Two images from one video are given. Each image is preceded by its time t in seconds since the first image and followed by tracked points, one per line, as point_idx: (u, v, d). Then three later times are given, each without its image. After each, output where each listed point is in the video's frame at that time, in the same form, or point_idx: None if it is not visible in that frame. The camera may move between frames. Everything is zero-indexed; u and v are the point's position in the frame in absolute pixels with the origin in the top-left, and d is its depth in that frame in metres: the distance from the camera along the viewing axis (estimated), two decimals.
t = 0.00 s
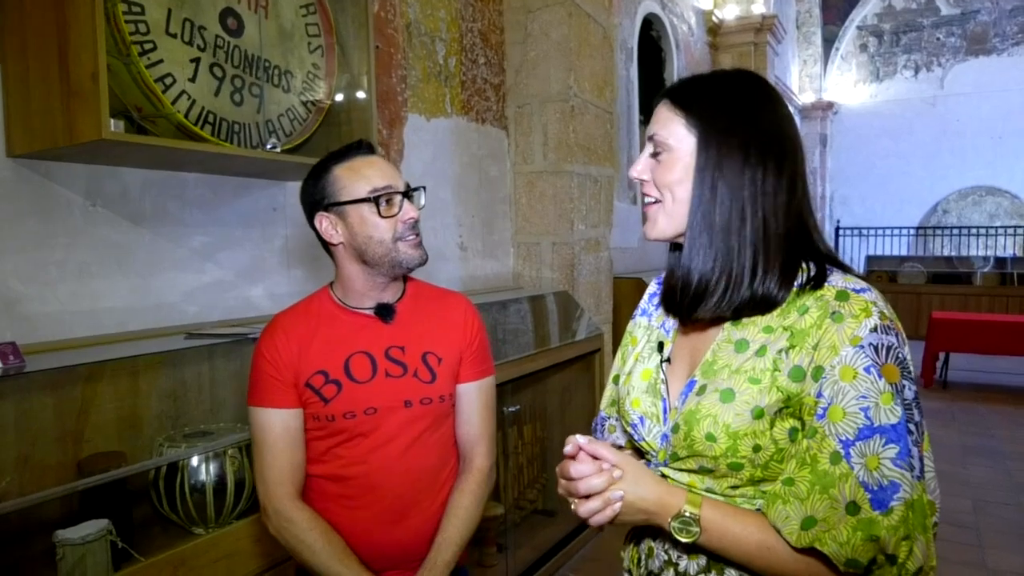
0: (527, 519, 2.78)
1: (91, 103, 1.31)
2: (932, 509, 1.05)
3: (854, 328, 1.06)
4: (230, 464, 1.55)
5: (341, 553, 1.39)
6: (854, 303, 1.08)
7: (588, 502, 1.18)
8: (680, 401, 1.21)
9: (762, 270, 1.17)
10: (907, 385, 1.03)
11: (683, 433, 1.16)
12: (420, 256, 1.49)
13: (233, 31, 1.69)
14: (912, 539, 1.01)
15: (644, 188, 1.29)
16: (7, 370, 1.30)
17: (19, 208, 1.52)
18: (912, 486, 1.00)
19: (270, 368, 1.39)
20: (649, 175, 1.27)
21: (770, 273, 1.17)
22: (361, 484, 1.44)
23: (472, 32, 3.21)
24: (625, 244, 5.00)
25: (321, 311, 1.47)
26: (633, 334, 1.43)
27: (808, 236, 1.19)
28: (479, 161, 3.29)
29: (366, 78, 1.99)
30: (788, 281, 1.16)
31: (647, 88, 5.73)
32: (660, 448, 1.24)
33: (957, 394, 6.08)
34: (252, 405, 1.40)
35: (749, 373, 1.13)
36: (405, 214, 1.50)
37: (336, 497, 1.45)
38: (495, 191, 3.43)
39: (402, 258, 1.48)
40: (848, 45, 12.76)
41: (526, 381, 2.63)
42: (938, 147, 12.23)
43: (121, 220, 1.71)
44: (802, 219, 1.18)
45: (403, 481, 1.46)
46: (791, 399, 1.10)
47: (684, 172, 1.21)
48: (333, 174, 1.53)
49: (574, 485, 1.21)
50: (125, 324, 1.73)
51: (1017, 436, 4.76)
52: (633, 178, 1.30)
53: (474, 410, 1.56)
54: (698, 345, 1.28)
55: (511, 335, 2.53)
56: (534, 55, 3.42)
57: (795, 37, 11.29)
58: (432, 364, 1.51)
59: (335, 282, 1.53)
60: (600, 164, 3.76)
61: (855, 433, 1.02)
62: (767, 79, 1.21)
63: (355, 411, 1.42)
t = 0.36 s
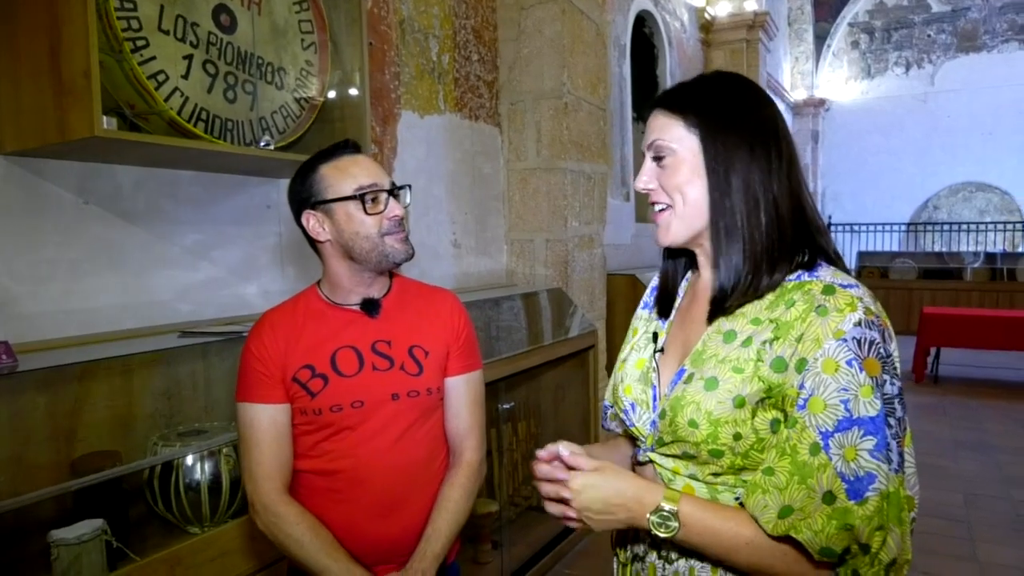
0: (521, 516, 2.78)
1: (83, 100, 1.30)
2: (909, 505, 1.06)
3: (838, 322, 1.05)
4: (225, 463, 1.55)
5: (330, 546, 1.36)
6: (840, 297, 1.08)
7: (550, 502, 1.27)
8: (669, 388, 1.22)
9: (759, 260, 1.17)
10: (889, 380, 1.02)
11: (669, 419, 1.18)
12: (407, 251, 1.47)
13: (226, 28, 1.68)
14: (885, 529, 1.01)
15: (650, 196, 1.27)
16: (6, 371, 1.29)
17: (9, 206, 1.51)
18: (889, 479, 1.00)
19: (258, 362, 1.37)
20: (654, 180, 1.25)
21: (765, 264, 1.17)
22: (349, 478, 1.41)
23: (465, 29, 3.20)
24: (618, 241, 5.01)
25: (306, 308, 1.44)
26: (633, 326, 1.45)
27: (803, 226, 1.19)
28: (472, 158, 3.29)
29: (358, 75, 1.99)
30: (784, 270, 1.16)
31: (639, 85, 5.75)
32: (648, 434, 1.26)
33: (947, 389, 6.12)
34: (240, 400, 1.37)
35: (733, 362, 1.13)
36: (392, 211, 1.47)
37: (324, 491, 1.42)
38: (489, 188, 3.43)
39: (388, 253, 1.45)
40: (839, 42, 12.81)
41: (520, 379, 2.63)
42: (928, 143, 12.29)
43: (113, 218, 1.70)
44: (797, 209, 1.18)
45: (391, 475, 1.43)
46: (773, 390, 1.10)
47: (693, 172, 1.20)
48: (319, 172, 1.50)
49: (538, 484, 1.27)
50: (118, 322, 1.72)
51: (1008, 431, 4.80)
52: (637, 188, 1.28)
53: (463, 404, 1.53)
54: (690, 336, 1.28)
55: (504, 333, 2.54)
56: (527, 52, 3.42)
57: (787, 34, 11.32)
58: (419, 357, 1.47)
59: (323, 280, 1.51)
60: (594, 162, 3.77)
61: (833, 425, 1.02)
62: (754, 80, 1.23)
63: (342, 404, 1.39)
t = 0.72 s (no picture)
0: (507, 512, 2.79)
1: (71, 95, 1.29)
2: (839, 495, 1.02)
3: (797, 312, 1.05)
4: (214, 462, 1.54)
5: (328, 543, 1.36)
6: (802, 290, 1.08)
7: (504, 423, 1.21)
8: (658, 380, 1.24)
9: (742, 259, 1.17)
10: (838, 366, 1.01)
11: (652, 411, 1.21)
12: (402, 248, 1.48)
13: (214, 23, 1.68)
14: (803, 501, 1.00)
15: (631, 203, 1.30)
16: None
17: None
18: (819, 457, 1.00)
19: (255, 358, 1.36)
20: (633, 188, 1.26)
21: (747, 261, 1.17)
22: (346, 473, 1.41)
23: (450, 26, 3.21)
24: (601, 239, 5.05)
25: (302, 306, 1.43)
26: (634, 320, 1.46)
27: (785, 219, 1.18)
28: (457, 156, 3.30)
29: (344, 71, 1.98)
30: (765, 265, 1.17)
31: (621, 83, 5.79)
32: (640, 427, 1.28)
33: (922, 384, 6.24)
34: (238, 397, 1.36)
35: (707, 355, 1.15)
36: (389, 210, 1.47)
37: (321, 486, 1.42)
38: (473, 186, 3.44)
39: (384, 252, 1.45)
40: (817, 42, 12.99)
41: (506, 375, 2.65)
42: (904, 143, 12.50)
43: (99, 215, 1.69)
44: (778, 204, 1.17)
45: (388, 470, 1.43)
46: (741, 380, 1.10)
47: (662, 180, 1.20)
48: (316, 170, 1.50)
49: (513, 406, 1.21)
50: (104, 320, 1.71)
51: (981, 424, 4.91)
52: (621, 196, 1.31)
53: (458, 400, 1.52)
54: (679, 331, 1.28)
55: (487, 329, 2.56)
56: (512, 50, 3.44)
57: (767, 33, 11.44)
58: (415, 353, 1.47)
59: (318, 277, 1.51)
60: (578, 160, 3.79)
61: (781, 402, 1.03)
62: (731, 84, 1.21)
63: (339, 400, 1.39)
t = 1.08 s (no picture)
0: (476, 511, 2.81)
1: (43, 89, 1.25)
2: (786, 482, 1.01)
3: (758, 310, 1.05)
4: (188, 463, 1.51)
5: (322, 542, 1.35)
6: (765, 289, 1.07)
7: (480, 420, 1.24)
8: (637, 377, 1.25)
9: (715, 263, 1.16)
10: (792, 361, 1.01)
11: (631, 407, 1.19)
12: (396, 250, 1.46)
13: (187, 17, 1.65)
14: (745, 483, 0.99)
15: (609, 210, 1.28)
16: None
17: None
18: (764, 442, 1.00)
19: (247, 358, 1.35)
20: (612, 195, 1.25)
21: (718, 266, 1.16)
22: (339, 471, 1.41)
23: (418, 25, 3.21)
24: (563, 240, 5.11)
25: (292, 305, 1.42)
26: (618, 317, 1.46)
27: (756, 221, 1.16)
28: (424, 156, 3.30)
29: (316, 69, 1.98)
30: (736, 268, 1.15)
31: (583, 86, 5.87)
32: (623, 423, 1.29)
33: (870, 382, 6.49)
34: (228, 397, 1.35)
35: (678, 353, 1.14)
36: (383, 211, 1.45)
37: (314, 486, 1.41)
38: (440, 185, 3.45)
39: (377, 253, 1.44)
40: (769, 49, 13.37)
41: (475, 375, 2.66)
42: (850, 149, 12.96)
43: (65, 212, 1.65)
44: (748, 207, 1.16)
45: (381, 468, 1.43)
46: (709, 377, 1.10)
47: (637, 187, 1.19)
48: (311, 169, 1.48)
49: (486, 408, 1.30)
50: (70, 320, 1.67)
51: (925, 420, 5.14)
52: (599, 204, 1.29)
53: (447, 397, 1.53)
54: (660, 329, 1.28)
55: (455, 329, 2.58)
56: (480, 51, 3.45)
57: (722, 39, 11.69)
58: (406, 351, 1.48)
59: (308, 275, 1.49)
60: (543, 161, 3.82)
61: (739, 395, 1.03)
62: (707, 96, 1.21)
63: (332, 399, 1.39)
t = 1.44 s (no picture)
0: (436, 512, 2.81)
1: (10, 81, 1.21)
2: (750, 454, 1.07)
3: (741, 304, 1.12)
4: (158, 468, 1.46)
5: (320, 541, 1.33)
6: (748, 285, 1.14)
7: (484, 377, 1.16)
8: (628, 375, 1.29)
9: (704, 267, 1.22)
10: (766, 344, 1.09)
11: (628, 404, 1.23)
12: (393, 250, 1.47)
13: (151, 11, 1.62)
14: (700, 442, 1.04)
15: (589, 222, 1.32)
16: None
17: None
18: (728, 413, 1.05)
19: (244, 356, 1.32)
20: (597, 207, 1.29)
21: (708, 269, 1.22)
22: (337, 469, 1.39)
23: (373, 25, 3.20)
24: (512, 241, 5.16)
25: (287, 303, 1.39)
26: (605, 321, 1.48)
27: (737, 227, 1.25)
28: (379, 156, 3.28)
29: (280, 67, 1.96)
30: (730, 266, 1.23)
31: (529, 90, 5.95)
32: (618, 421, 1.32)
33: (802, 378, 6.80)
34: (224, 396, 1.32)
35: (672, 349, 1.19)
36: (381, 211, 1.46)
37: (311, 484, 1.38)
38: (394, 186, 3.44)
39: (376, 252, 1.44)
40: (702, 58, 13.84)
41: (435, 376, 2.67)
42: (779, 156, 13.53)
43: (20, 209, 1.58)
44: (730, 213, 1.25)
45: (378, 465, 1.42)
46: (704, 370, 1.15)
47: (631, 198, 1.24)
48: (309, 168, 1.47)
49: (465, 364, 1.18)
50: (24, 321, 1.60)
51: (854, 414, 5.43)
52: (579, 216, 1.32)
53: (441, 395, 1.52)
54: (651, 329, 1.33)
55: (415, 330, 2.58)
56: (433, 53, 3.46)
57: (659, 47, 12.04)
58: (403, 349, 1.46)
59: (302, 272, 1.48)
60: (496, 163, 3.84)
61: (720, 379, 1.06)
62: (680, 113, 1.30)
63: (330, 397, 1.37)
